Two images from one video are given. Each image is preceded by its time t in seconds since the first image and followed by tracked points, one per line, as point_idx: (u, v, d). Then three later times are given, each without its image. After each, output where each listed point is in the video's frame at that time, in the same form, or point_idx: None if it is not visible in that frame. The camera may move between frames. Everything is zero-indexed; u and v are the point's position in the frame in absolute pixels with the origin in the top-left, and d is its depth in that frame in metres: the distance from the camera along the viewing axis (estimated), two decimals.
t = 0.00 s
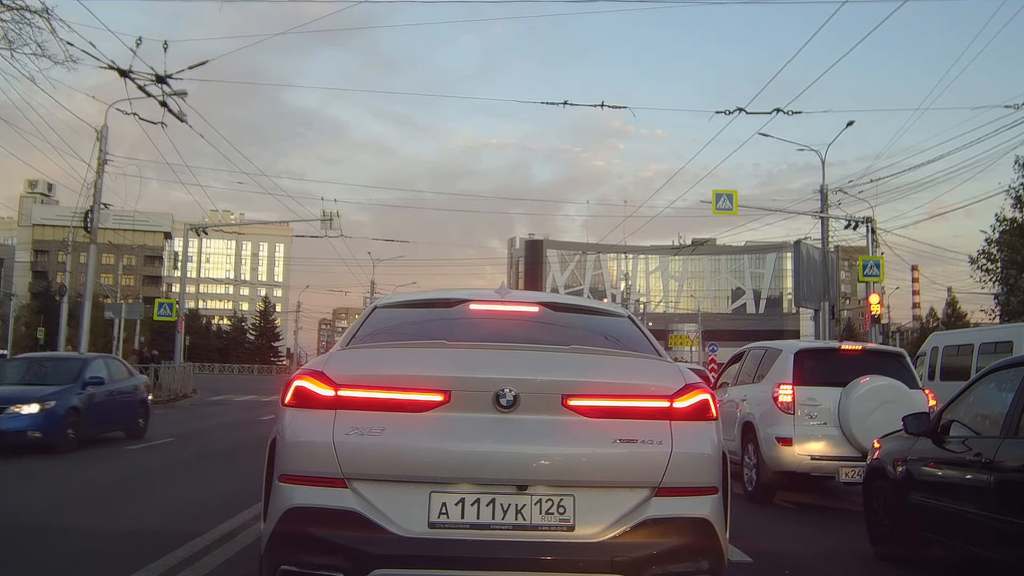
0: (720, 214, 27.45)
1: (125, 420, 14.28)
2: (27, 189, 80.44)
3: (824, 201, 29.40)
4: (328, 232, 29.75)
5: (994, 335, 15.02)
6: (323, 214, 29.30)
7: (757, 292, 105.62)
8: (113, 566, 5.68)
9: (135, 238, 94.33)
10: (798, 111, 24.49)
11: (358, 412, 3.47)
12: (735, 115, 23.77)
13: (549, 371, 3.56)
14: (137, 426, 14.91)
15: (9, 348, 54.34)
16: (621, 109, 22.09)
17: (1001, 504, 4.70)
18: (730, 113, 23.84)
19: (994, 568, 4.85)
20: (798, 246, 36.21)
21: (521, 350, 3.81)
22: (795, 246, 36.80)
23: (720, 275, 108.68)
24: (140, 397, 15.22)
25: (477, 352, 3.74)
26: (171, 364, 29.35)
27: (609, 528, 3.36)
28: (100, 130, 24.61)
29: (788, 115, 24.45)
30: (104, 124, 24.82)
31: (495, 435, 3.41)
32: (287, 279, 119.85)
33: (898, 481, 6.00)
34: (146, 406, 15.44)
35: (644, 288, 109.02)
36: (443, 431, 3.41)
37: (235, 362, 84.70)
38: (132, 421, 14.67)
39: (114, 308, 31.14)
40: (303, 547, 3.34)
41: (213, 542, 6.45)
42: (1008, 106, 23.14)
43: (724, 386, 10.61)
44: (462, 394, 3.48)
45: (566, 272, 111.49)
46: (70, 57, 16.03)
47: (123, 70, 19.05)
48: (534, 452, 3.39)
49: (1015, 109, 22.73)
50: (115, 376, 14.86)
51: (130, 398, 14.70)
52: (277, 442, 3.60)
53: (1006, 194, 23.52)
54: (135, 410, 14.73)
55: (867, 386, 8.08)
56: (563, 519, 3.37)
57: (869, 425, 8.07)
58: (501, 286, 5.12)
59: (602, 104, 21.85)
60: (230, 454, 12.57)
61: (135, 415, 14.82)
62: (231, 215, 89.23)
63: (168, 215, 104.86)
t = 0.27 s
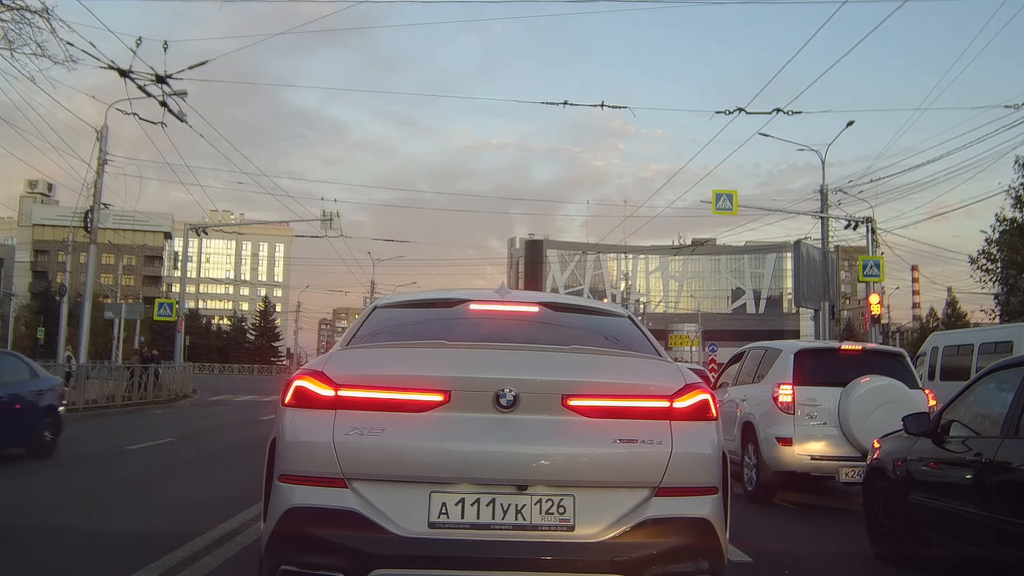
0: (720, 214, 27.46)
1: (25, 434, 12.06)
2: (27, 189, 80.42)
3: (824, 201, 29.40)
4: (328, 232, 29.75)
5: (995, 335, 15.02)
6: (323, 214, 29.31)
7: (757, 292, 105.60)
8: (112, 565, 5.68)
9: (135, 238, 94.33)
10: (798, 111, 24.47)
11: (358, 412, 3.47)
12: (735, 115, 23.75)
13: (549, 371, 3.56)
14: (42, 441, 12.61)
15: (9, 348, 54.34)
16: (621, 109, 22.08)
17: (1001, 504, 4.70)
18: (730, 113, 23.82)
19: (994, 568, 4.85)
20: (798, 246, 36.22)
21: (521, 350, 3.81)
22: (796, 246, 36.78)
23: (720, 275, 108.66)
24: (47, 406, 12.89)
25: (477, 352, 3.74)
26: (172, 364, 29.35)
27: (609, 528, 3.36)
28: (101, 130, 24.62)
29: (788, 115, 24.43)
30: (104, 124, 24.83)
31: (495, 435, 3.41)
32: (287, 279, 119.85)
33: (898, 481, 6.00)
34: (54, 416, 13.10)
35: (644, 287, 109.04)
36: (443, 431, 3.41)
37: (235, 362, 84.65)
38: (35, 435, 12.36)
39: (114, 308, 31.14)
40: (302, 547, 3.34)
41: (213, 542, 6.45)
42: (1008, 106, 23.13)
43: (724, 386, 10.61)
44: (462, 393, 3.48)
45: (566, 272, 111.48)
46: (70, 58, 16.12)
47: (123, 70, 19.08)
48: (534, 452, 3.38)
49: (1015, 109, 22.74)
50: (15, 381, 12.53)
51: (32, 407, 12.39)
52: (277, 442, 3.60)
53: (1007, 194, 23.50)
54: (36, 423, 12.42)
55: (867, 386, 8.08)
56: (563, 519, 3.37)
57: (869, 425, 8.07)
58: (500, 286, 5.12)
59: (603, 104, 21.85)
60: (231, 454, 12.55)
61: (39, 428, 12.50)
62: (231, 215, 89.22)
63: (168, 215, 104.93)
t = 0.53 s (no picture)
0: (720, 214, 27.45)
1: None
2: (27, 189, 80.43)
3: (824, 201, 29.41)
4: (328, 232, 29.75)
5: (995, 335, 15.02)
6: (323, 215, 29.31)
7: (757, 292, 105.59)
8: (112, 565, 5.68)
9: (135, 238, 94.34)
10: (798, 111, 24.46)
11: (358, 412, 3.47)
12: (735, 115, 23.74)
13: (549, 371, 3.56)
14: None
15: (9, 347, 54.37)
16: (621, 109, 22.09)
17: (1001, 505, 4.70)
18: (730, 113, 23.80)
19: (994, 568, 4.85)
20: (798, 246, 36.23)
21: (521, 350, 3.81)
22: (796, 246, 36.76)
23: (720, 275, 108.64)
24: None
25: (477, 353, 3.74)
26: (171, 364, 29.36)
27: (609, 528, 3.36)
28: (100, 130, 24.62)
29: (789, 115, 24.43)
30: (104, 124, 24.85)
31: (495, 435, 3.41)
32: (287, 279, 119.82)
33: (898, 481, 6.00)
34: None
35: (644, 288, 109.03)
36: (443, 431, 3.41)
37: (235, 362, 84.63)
38: None
39: (114, 308, 31.13)
40: (303, 547, 3.34)
41: (213, 542, 6.45)
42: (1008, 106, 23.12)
43: (724, 386, 10.61)
44: (462, 394, 3.48)
45: (566, 272, 111.47)
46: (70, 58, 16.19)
47: (123, 70, 19.09)
48: (534, 452, 3.38)
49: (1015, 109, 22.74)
50: None
51: None
52: (277, 442, 3.60)
53: (1007, 194, 23.49)
54: None
55: (867, 386, 8.08)
56: (563, 519, 3.37)
57: (870, 425, 8.07)
58: (501, 286, 5.12)
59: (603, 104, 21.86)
60: (231, 454, 12.55)
61: None
62: (231, 215, 89.23)
63: (168, 215, 104.94)
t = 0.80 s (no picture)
0: (720, 214, 27.44)
1: None
2: (27, 189, 80.43)
3: (824, 200, 29.40)
4: (328, 232, 29.74)
5: (995, 335, 15.01)
6: (323, 215, 29.30)
7: (757, 292, 105.56)
8: (113, 565, 5.69)
9: (135, 238, 94.33)
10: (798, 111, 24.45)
11: (358, 412, 3.47)
12: (735, 115, 23.72)
13: (549, 371, 3.56)
14: None
15: (9, 348, 54.39)
16: (621, 109, 22.10)
17: (1001, 504, 4.70)
18: (730, 113, 23.80)
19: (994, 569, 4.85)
20: (798, 246, 36.25)
21: (521, 350, 3.81)
22: (796, 245, 36.76)
23: (720, 275, 108.63)
24: None
25: (477, 353, 3.74)
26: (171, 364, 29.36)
27: (609, 528, 3.36)
28: (100, 130, 24.64)
29: (788, 115, 24.42)
30: (104, 124, 24.84)
31: (495, 435, 3.41)
32: (287, 279, 119.81)
33: (898, 481, 6.00)
34: None
35: (644, 288, 109.03)
36: (443, 431, 3.41)
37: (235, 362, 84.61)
38: None
39: (114, 308, 31.12)
40: (303, 547, 3.34)
41: (213, 542, 6.46)
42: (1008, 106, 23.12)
43: (724, 386, 10.61)
44: (462, 393, 3.48)
45: (566, 272, 111.43)
46: (70, 58, 16.17)
47: (123, 70, 19.11)
48: (534, 452, 3.39)
49: (1015, 109, 22.74)
50: None
51: None
52: (277, 442, 3.60)
53: (1006, 194, 23.48)
54: None
55: (867, 386, 8.08)
56: (563, 519, 3.37)
57: (869, 425, 8.07)
58: (501, 286, 5.12)
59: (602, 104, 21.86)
60: (231, 454, 12.55)
61: None
62: (231, 215, 89.22)
63: (167, 215, 104.96)
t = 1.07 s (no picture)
0: (720, 214, 27.45)
1: None
2: (27, 189, 80.47)
3: (824, 200, 29.40)
4: (328, 232, 29.75)
5: (995, 335, 15.01)
6: (323, 214, 29.31)
7: (757, 292, 105.56)
8: (113, 565, 5.69)
9: (135, 238, 94.38)
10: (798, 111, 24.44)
11: (358, 412, 3.47)
12: (735, 115, 23.73)
13: (549, 371, 3.56)
14: None
15: (8, 348, 54.43)
16: (621, 109, 22.11)
17: (1001, 504, 4.70)
18: (730, 113, 23.80)
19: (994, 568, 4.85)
20: (798, 246, 36.26)
21: (521, 350, 3.81)
22: (796, 246, 36.75)
23: (720, 275, 108.61)
24: None
25: (477, 352, 3.74)
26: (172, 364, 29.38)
27: (609, 528, 3.36)
28: (100, 130, 24.64)
29: (789, 115, 24.42)
30: (104, 124, 24.85)
31: (494, 435, 3.41)
32: (287, 279, 119.87)
33: (898, 481, 6.00)
34: None
35: (644, 288, 109.02)
36: (443, 431, 3.41)
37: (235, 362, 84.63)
38: None
39: (114, 308, 31.14)
40: (303, 548, 3.34)
41: (213, 542, 6.46)
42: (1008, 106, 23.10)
43: (724, 386, 10.61)
44: (462, 393, 3.48)
45: (566, 272, 111.41)
46: (70, 58, 16.14)
47: (123, 70, 19.11)
48: (534, 452, 3.39)
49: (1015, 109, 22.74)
50: None
51: None
52: (277, 442, 3.60)
53: (1007, 194, 23.47)
54: None
55: (867, 386, 8.08)
56: (563, 519, 3.37)
57: (869, 425, 8.07)
58: (501, 286, 5.12)
59: (602, 104, 21.87)
60: (231, 454, 12.56)
61: None
62: (231, 215, 89.29)
63: (168, 215, 104.98)
